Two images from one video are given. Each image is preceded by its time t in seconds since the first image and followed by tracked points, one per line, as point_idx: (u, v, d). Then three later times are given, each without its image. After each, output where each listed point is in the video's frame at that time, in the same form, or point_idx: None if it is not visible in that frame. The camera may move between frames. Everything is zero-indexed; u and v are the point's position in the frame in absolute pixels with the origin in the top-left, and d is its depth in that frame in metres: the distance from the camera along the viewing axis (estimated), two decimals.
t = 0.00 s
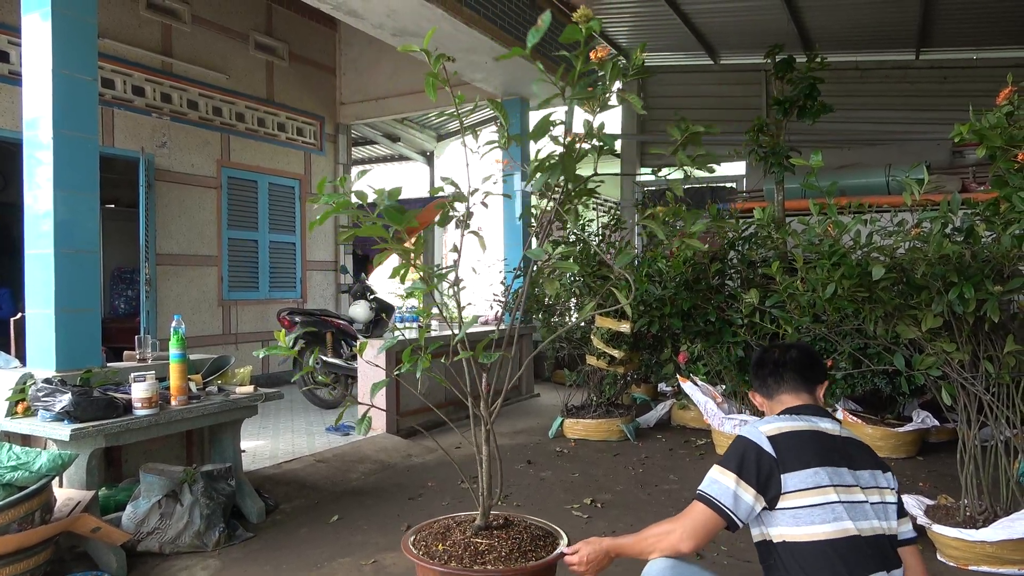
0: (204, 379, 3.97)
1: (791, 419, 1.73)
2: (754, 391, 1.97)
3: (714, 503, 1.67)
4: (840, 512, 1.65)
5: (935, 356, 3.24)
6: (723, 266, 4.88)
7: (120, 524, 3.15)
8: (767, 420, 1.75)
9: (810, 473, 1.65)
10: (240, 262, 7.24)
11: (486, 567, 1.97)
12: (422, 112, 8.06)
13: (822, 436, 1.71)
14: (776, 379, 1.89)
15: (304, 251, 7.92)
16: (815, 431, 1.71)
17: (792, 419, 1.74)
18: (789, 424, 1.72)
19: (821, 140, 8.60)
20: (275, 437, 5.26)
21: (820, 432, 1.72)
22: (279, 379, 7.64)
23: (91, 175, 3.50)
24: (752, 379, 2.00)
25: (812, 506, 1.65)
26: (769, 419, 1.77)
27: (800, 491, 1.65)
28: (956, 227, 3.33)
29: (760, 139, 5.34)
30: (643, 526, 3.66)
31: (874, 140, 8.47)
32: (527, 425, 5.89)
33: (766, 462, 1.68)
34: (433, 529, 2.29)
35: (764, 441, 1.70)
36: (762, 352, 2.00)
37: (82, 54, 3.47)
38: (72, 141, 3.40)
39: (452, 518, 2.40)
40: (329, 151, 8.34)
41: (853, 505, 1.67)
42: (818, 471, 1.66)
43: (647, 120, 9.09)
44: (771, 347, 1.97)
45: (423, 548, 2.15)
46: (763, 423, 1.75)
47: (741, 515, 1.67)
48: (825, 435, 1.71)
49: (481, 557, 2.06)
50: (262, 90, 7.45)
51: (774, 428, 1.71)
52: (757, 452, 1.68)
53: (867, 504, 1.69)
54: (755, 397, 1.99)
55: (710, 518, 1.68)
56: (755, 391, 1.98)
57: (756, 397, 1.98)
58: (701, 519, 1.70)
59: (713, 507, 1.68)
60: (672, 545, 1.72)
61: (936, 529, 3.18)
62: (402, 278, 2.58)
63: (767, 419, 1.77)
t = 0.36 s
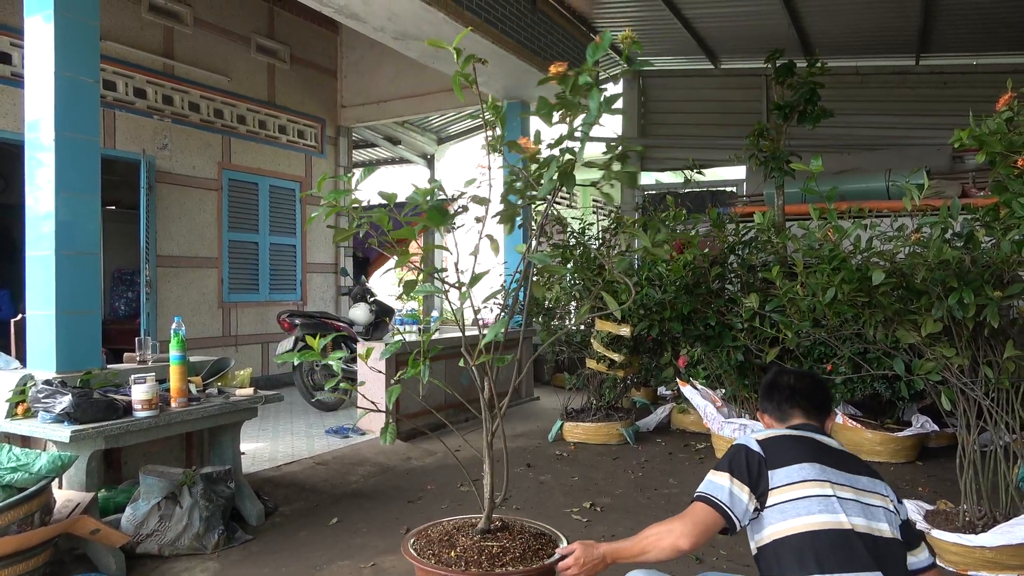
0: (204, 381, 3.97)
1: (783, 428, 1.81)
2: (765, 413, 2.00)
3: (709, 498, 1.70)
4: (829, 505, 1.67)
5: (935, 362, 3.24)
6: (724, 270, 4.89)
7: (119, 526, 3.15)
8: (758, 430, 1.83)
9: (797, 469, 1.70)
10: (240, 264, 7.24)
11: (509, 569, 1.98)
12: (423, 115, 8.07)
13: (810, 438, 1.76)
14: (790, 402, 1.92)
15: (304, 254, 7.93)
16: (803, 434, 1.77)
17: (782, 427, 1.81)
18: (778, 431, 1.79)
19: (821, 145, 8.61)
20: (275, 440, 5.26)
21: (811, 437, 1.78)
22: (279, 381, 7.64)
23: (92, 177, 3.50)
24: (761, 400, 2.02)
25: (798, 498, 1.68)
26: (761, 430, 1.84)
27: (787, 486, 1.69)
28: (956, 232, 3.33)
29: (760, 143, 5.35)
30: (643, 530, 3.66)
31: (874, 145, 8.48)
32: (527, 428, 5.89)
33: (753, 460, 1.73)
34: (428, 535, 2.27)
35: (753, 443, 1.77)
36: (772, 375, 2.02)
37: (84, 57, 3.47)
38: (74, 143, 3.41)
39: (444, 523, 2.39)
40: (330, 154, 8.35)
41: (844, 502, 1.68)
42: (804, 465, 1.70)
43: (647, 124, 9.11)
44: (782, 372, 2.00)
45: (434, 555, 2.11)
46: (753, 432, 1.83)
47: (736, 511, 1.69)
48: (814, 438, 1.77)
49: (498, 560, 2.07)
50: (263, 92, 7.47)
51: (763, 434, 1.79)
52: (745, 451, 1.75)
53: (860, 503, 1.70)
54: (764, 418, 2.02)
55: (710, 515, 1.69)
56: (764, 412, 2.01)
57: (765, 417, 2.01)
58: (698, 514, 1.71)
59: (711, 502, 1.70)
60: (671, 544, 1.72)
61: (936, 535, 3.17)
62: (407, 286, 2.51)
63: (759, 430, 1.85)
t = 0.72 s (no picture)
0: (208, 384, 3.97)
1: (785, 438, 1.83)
2: (780, 416, 1.96)
3: (703, 496, 1.72)
4: (835, 506, 1.67)
5: (938, 362, 3.23)
6: (726, 271, 4.90)
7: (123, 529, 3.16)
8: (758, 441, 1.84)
9: (800, 471, 1.71)
10: (243, 268, 7.25)
11: (530, 568, 2.01)
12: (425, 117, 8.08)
13: (811, 445, 1.78)
14: (810, 413, 1.97)
15: (307, 257, 7.94)
16: (805, 441, 1.79)
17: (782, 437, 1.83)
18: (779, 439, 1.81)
19: (823, 145, 8.60)
20: (278, 443, 5.26)
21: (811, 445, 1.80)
22: (282, 384, 7.65)
23: (94, 181, 3.51)
24: (774, 403, 1.98)
25: (803, 500, 1.68)
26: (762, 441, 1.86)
27: (792, 488, 1.70)
28: (959, 233, 3.32)
29: (762, 145, 5.36)
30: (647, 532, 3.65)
31: (876, 146, 8.47)
32: (530, 430, 5.88)
33: (756, 464, 1.74)
34: (427, 539, 2.24)
35: (756, 448, 1.78)
36: (784, 384, 2.02)
37: (87, 61, 3.48)
38: (76, 147, 3.41)
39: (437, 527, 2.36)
40: (333, 157, 8.36)
41: (849, 503, 1.68)
42: (807, 468, 1.71)
43: (649, 126, 9.13)
44: (795, 385, 2.01)
45: (450, 560, 2.08)
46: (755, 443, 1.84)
47: (736, 513, 1.69)
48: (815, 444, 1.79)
49: (514, 560, 2.08)
50: (265, 96, 7.48)
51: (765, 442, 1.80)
52: (748, 457, 1.76)
53: (864, 505, 1.70)
54: (770, 420, 1.98)
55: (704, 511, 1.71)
56: (775, 415, 1.97)
57: (773, 420, 1.97)
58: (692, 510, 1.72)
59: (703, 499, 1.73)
60: (668, 540, 1.73)
61: (941, 536, 3.16)
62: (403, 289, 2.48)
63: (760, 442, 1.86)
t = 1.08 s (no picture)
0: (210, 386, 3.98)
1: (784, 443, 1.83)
2: (780, 420, 1.95)
3: (703, 504, 1.71)
4: (840, 509, 1.67)
5: (941, 364, 3.22)
6: (728, 273, 4.91)
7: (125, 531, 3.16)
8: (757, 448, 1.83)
9: (804, 476, 1.71)
10: (245, 269, 7.26)
11: (552, 566, 2.04)
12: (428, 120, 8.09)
13: (811, 450, 1.79)
14: (808, 419, 1.98)
15: (309, 259, 7.95)
16: (805, 446, 1.80)
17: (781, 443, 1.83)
18: (778, 445, 1.81)
19: (825, 148, 8.60)
20: (280, 444, 5.26)
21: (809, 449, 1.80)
22: (284, 386, 7.65)
23: (98, 183, 3.52)
24: (774, 406, 1.97)
25: (810, 505, 1.67)
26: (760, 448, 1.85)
27: (798, 493, 1.69)
28: (962, 235, 3.32)
29: (764, 147, 5.37)
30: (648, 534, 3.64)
31: (878, 149, 8.47)
32: (532, 433, 5.88)
33: (759, 471, 1.73)
34: (430, 546, 2.20)
35: (758, 455, 1.77)
36: (783, 388, 2.02)
37: (90, 64, 3.49)
38: (79, 150, 3.42)
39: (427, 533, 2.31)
40: (335, 159, 8.38)
41: (854, 505, 1.69)
42: (811, 472, 1.71)
43: (651, 128, 9.14)
44: (793, 390, 2.02)
45: (468, 565, 2.05)
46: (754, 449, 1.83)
47: (739, 521, 1.68)
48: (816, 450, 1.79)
49: (530, 559, 2.11)
50: (268, 98, 7.50)
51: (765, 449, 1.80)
52: (751, 464, 1.75)
53: (868, 507, 1.71)
54: (768, 423, 1.97)
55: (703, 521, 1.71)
56: (774, 418, 1.96)
57: (772, 423, 1.96)
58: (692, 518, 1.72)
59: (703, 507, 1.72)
60: (666, 548, 1.72)
61: (943, 539, 3.15)
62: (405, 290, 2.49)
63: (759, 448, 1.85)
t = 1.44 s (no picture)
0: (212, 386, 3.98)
1: (789, 438, 1.76)
2: (779, 408, 1.86)
3: (747, 513, 1.56)
4: (841, 514, 1.65)
5: (944, 368, 3.21)
6: (731, 277, 4.92)
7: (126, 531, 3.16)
8: (763, 442, 1.76)
9: (811, 479, 1.66)
10: (247, 270, 7.26)
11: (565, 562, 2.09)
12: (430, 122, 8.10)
13: (816, 449, 1.73)
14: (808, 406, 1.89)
15: (311, 260, 7.95)
16: (811, 444, 1.74)
17: (786, 438, 1.77)
18: (784, 441, 1.74)
19: (829, 151, 8.60)
20: (281, 446, 5.26)
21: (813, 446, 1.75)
22: (285, 387, 7.65)
23: (101, 183, 3.52)
24: (773, 393, 1.88)
25: (815, 511, 1.64)
26: (766, 441, 1.78)
27: (803, 498, 1.65)
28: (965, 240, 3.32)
29: (767, 150, 5.38)
30: (649, 538, 3.64)
31: (880, 152, 8.48)
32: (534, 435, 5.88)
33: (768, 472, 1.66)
34: (434, 553, 2.17)
35: (766, 454, 1.70)
36: (784, 373, 1.92)
37: (93, 64, 3.50)
38: (82, 150, 3.43)
39: (418, 540, 2.27)
40: (338, 161, 8.38)
41: (855, 509, 1.67)
42: (819, 476, 1.67)
43: (653, 131, 9.15)
44: (795, 374, 1.92)
45: (483, 569, 2.05)
46: (761, 445, 1.76)
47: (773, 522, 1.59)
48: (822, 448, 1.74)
49: (540, 557, 2.15)
50: (271, 99, 7.50)
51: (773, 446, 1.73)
52: (759, 465, 1.68)
53: (867, 509, 1.70)
54: (766, 410, 1.88)
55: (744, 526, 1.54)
56: (772, 406, 1.87)
57: (769, 410, 1.88)
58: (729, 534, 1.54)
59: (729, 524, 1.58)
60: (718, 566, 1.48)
61: (946, 543, 3.14)
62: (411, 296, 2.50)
63: (764, 442, 1.78)
